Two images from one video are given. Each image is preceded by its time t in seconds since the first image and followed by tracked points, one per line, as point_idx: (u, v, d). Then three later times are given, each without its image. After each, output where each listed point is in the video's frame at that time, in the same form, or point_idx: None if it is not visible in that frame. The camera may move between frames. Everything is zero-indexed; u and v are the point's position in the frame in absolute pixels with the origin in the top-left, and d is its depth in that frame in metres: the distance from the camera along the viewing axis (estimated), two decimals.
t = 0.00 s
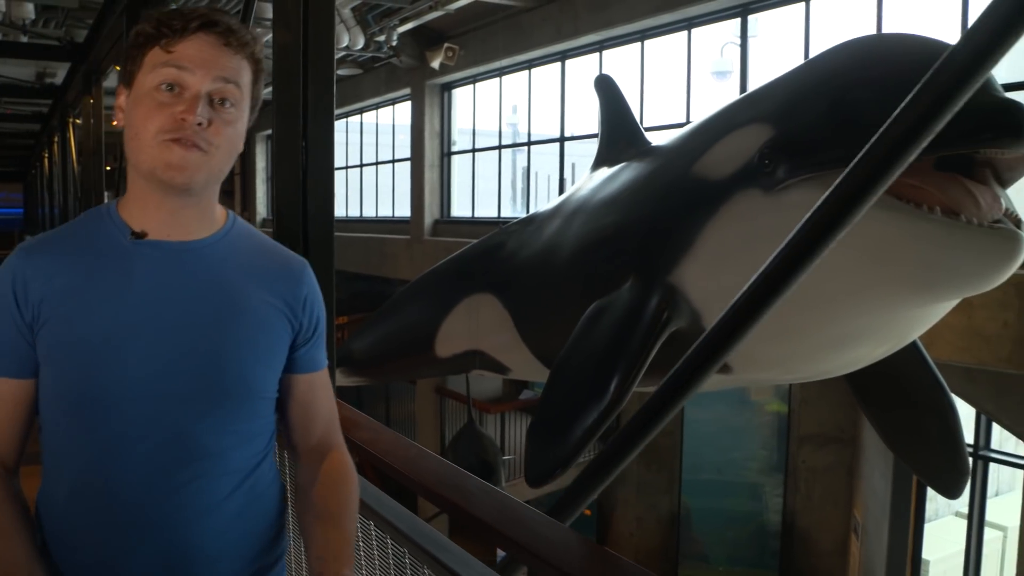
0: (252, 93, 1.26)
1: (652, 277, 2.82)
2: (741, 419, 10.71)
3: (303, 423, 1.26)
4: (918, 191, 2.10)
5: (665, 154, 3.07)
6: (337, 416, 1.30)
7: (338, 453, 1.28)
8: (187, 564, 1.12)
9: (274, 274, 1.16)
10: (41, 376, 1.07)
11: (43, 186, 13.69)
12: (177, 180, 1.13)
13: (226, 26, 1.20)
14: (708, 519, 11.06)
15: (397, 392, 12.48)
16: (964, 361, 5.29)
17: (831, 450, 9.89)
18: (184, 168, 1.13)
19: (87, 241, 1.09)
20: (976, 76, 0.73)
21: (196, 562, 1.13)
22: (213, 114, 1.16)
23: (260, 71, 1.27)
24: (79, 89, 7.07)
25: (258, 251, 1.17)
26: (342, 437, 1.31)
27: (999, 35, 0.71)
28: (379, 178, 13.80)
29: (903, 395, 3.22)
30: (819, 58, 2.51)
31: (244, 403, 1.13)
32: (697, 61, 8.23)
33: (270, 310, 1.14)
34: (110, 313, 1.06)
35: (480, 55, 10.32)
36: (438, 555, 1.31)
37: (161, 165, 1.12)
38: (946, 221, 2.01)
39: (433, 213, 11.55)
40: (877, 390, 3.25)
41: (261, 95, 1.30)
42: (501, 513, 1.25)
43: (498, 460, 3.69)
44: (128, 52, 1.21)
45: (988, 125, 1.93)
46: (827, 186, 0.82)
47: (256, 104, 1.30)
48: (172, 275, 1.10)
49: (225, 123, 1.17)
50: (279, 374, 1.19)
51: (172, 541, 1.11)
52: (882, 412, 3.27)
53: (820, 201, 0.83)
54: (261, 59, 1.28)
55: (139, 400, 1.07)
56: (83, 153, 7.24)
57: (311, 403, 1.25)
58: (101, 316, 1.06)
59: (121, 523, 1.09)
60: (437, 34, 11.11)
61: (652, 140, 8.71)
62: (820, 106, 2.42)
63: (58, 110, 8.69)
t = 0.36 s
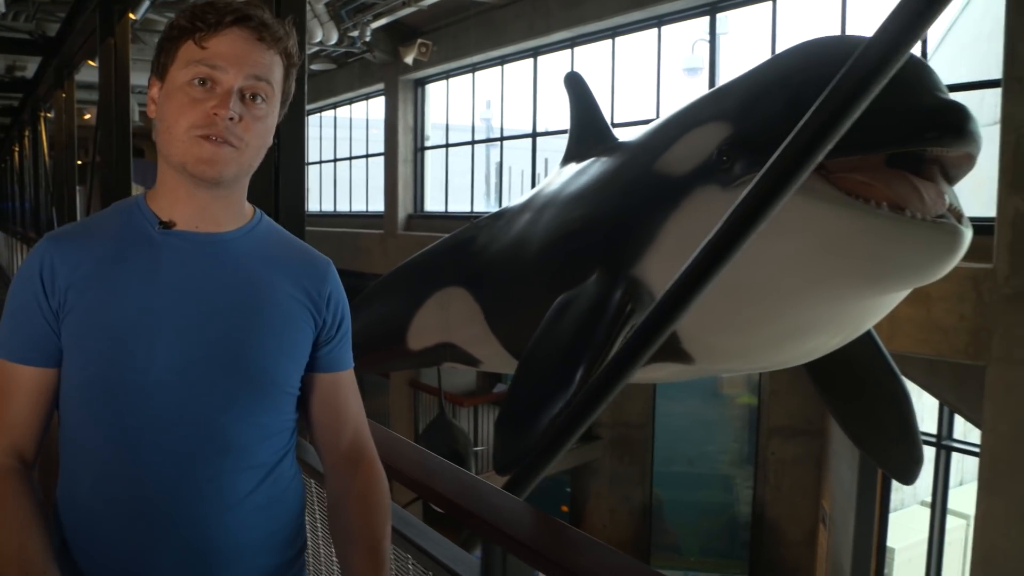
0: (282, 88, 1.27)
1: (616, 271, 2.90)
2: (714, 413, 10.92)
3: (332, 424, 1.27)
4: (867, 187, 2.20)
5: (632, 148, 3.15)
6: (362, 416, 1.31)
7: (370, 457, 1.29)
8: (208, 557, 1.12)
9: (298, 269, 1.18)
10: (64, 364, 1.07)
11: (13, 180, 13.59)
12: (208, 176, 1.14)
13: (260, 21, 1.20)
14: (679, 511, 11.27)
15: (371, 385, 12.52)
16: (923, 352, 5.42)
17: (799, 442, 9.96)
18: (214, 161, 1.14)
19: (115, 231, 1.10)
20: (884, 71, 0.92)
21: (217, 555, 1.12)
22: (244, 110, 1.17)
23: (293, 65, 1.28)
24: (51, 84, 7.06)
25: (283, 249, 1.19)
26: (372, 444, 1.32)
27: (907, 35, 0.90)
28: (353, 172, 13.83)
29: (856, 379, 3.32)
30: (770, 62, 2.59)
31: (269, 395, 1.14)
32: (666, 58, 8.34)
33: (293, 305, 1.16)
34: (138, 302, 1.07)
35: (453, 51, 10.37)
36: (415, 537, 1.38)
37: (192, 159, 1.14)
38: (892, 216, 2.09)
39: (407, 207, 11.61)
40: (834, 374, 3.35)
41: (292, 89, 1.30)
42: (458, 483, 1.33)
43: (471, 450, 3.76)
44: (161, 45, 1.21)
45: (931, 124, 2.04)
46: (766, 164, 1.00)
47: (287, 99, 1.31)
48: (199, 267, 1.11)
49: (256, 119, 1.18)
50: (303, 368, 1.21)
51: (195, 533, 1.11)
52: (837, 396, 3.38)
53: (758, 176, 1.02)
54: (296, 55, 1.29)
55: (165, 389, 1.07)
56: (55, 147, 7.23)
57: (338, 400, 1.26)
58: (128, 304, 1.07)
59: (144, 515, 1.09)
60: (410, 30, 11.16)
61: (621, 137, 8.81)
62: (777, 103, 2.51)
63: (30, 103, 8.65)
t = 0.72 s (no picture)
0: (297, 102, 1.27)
1: (608, 276, 2.94)
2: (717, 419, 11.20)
3: (345, 416, 1.28)
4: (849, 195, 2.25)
5: (626, 155, 3.20)
6: (376, 415, 1.33)
7: (381, 455, 1.30)
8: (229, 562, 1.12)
9: (318, 274, 1.18)
10: (86, 373, 1.07)
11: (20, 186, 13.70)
12: (224, 204, 1.13)
13: (276, 39, 1.20)
14: (682, 516, 11.38)
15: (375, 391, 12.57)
16: (919, 357, 5.45)
17: (800, 448, 9.95)
18: (233, 182, 1.14)
19: (137, 241, 1.10)
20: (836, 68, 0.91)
21: (238, 560, 1.13)
22: (262, 128, 1.17)
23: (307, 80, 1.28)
24: (56, 92, 7.14)
25: (302, 253, 1.19)
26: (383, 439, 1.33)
27: (857, 32, 0.90)
28: (356, 178, 13.91)
29: (843, 382, 3.37)
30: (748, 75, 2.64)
31: (292, 399, 1.15)
32: (666, 65, 8.39)
33: (314, 309, 1.17)
34: (158, 312, 1.07)
35: (454, 59, 10.43)
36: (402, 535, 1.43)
37: (208, 186, 1.13)
38: (874, 221, 2.13)
39: (409, 213, 11.67)
40: (825, 379, 3.38)
41: (306, 102, 1.30)
42: (439, 481, 1.38)
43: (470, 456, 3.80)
44: (173, 61, 1.20)
45: (914, 132, 2.08)
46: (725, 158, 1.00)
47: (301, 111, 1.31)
48: (220, 273, 1.12)
49: (274, 136, 1.18)
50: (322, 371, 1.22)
51: (218, 537, 1.11)
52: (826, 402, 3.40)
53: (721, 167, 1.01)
54: (308, 69, 1.29)
55: (187, 396, 1.08)
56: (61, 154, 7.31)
57: (354, 399, 1.28)
58: (150, 314, 1.07)
59: (166, 521, 1.09)
60: (412, 38, 11.22)
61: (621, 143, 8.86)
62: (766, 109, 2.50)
63: (38, 112, 8.74)
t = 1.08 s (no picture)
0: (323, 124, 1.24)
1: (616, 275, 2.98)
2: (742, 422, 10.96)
3: (351, 409, 1.31)
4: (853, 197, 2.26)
5: (641, 155, 3.23)
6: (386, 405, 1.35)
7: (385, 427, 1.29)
8: (234, 556, 1.15)
9: (327, 270, 1.20)
10: (99, 365, 1.05)
11: (54, 185, 13.94)
12: (248, 213, 1.13)
13: (310, 58, 1.17)
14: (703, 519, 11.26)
15: (398, 390, 12.66)
16: (937, 362, 5.42)
17: (822, 453, 9.91)
18: (255, 204, 1.13)
19: (151, 236, 1.10)
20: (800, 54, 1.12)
21: (246, 551, 1.16)
22: (288, 148, 1.15)
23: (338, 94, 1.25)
24: (88, 93, 7.27)
25: (312, 252, 1.21)
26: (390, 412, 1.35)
27: (811, 29, 1.10)
28: (382, 179, 14.03)
29: (855, 384, 3.38)
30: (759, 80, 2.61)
31: (300, 398, 1.16)
32: (689, 69, 8.40)
33: (324, 309, 1.18)
34: (175, 310, 1.07)
35: (479, 60, 10.48)
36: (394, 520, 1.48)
37: (233, 200, 1.12)
38: (874, 223, 2.15)
39: (433, 214, 11.77)
40: (835, 379, 3.41)
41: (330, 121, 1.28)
42: (425, 464, 1.40)
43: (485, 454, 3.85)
44: (201, 64, 1.17)
45: (915, 136, 2.09)
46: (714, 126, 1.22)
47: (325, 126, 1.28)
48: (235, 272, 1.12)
49: (300, 154, 1.16)
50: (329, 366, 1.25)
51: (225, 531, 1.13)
52: (837, 399, 3.43)
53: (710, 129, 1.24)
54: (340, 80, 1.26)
55: (202, 394, 1.08)
56: (92, 153, 7.45)
57: (360, 389, 1.31)
58: (168, 312, 1.06)
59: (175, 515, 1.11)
60: (437, 39, 11.30)
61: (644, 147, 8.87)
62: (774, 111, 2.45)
63: (70, 112, 8.91)
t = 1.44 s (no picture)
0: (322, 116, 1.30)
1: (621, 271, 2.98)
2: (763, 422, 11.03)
3: (339, 411, 1.38)
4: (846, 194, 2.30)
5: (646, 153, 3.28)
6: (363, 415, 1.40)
7: (364, 447, 1.36)
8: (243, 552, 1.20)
9: (319, 276, 1.25)
10: (101, 377, 1.09)
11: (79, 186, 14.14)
12: (252, 196, 1.17)
13: (310, 52, 1.25)
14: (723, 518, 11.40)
15: (418, 388, 12.74)
16: (948, 360, 5.43)
17: (841, 452, 9.90)
18: (261, 186, 1.17)
19: (150, 244, 1.12)
20: None
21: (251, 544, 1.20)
22: (292, 136, 1.20)
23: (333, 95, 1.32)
24: (110, 95, 7.40)
25: (304, 257, 1.25)
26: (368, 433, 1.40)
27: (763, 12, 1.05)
28: (402, 178, 14.13)
29: (866, 390, 3.40)
30: (760, 75, 2.63)
31: (295, 400, 1.21)
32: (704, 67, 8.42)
33: (316, 313, 1.23)
34: (174, 323, 1.11)
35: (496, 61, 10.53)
36: (382, 503, 1.55)
37: (237, 180, 1.16)
38: (865, 220, 2.19)
39: (452, 213, 11.86)
40: (847, 384, 3.43)
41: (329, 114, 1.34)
42: (410, 455, 1.46)
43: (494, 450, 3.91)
44: (202, 62, 1.23)
45: (907, 132, 2.12)
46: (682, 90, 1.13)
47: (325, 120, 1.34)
48: (231, 282, 1.16)
49: (301, 146, 1.21)
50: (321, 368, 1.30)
51: (234, 529, 1.18)
52: (847, 400, 3.46)
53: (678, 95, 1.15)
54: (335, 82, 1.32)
55: (201, 402, 1.13)
56: (114, 154, 7.57)
57: (347, 390, 1.37)
58: (165, 325, 1.10)
59: (181, 519, 1.15)
60: (455, 39, 11.38)
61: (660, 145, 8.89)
62: (771, 108, 2.51)
63: (95, 115, 9.06)
